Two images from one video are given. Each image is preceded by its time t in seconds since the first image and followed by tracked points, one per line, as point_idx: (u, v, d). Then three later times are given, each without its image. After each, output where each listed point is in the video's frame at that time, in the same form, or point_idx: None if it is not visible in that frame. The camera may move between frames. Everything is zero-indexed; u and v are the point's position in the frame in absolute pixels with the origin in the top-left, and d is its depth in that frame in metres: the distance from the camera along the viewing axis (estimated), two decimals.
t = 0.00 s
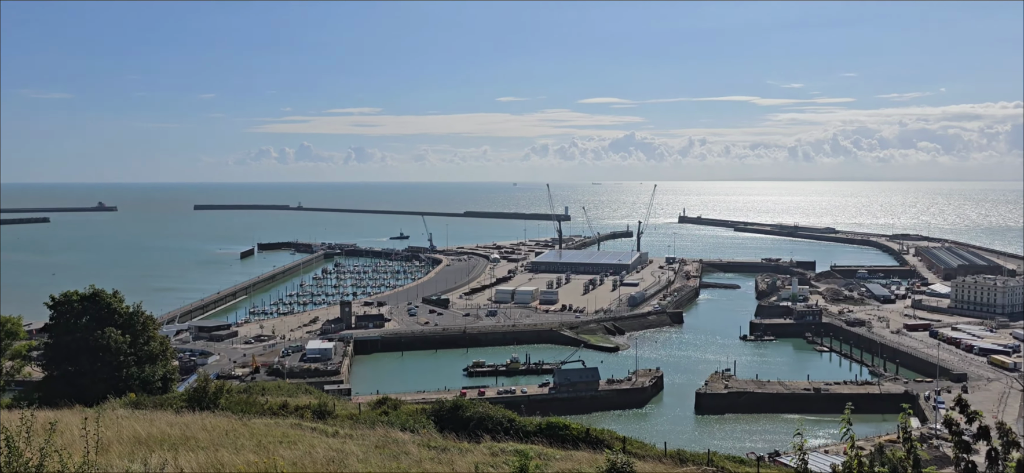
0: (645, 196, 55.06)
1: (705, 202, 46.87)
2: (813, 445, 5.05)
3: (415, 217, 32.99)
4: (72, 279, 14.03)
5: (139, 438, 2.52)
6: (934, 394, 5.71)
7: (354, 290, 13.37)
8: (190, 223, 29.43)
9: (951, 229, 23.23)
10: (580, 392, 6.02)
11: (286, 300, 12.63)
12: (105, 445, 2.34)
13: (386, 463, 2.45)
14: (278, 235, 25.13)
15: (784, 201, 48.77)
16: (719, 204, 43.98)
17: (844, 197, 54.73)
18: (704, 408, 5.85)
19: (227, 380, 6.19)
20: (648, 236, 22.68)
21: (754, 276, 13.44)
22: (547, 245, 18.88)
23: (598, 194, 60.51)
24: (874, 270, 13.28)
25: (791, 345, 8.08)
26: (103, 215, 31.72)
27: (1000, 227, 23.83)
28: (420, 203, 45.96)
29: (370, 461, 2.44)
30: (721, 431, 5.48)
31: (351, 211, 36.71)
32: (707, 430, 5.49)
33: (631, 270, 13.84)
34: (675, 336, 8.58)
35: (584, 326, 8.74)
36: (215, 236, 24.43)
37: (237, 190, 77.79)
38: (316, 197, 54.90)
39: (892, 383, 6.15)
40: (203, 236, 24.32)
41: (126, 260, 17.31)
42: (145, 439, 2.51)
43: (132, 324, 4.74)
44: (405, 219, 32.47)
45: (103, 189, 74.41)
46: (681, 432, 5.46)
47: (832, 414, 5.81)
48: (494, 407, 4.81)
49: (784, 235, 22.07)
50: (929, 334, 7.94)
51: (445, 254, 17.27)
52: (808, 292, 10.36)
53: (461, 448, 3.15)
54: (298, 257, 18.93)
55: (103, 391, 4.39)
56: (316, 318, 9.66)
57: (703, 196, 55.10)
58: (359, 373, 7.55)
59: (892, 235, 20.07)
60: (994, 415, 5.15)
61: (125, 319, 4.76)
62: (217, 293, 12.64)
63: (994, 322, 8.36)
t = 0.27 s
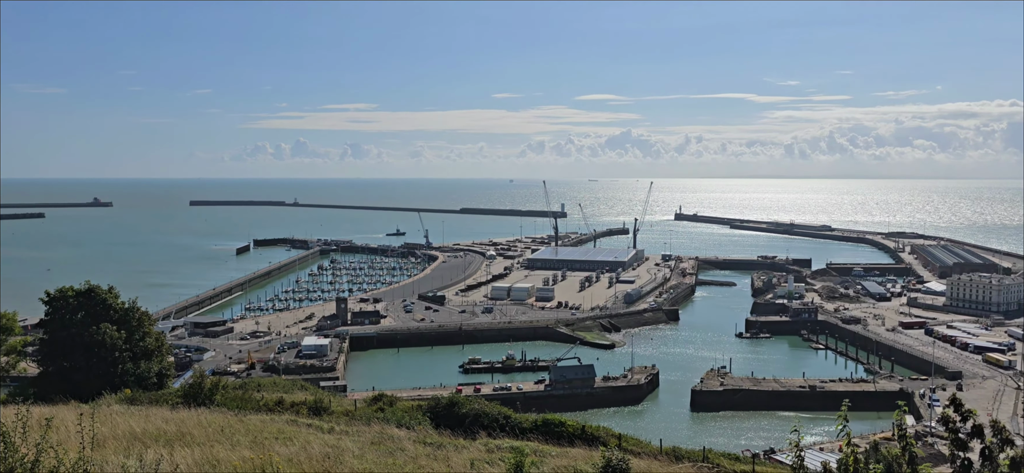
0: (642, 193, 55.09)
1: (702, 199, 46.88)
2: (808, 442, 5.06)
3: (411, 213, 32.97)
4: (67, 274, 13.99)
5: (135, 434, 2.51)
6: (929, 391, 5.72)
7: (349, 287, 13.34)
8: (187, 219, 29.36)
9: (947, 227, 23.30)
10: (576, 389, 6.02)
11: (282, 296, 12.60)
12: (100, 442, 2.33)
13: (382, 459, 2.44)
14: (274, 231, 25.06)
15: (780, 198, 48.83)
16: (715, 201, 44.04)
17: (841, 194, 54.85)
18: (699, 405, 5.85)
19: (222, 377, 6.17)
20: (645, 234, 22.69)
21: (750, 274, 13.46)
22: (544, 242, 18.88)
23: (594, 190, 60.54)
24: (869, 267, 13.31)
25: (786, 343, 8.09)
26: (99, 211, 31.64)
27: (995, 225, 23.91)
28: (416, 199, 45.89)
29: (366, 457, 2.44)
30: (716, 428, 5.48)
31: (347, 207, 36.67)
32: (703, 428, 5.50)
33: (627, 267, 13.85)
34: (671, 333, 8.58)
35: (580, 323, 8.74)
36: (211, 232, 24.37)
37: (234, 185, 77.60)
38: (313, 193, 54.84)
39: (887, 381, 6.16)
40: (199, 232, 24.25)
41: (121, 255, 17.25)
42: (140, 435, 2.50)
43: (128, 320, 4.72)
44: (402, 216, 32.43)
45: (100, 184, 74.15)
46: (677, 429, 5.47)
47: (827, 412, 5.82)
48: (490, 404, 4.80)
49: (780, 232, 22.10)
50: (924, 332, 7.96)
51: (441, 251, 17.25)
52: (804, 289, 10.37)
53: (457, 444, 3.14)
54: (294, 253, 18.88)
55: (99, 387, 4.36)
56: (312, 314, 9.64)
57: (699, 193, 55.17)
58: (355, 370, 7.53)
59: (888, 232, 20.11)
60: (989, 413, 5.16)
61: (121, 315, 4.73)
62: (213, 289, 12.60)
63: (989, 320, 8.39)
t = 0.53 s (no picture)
0: (641, 189, 55.08)
1: (700, 195, 46.86)
2: (806, 438, 5.07)
3: (409, 209, 32.94)
4: (65, 270, 13.96)
5: (133, 429, 2.51)
6: (927, 387, 5.73)
7: (348, 282, 13.34)
8: (184, 214, 29.30)
9: (945, 224, 23.32)
10: (574, 385, 6.03)
11: (280, 292, 12.59)
12: (99, 437, 2.33)
13: (381, 455, 2.44)
14: (272, 226, 25.04)
15: (778, 195, 48.83)
16: (714, 197, 44.03)
17: (839, 191, 54.91)
18: (697, 401, 5.86)
19: (220, 372, 6.17)
20: (643, 230, 22.70)
21: (748, 270, 13.47)
22: (542, 238, 18.88)
23: (593, 186, 60.53)
24: (867, 263, 13.33)
25: (784, 339, 8.10)
26: (97, 206, 31.56)
27: (993, 221, 23.94)
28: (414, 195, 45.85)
29: (364, 453, 2.44)
30: (714, 424, 5.49)
31: (345, 203, 36.63)
32: (701, 423, 5.51)
33: (625, 263, 13.85)
34: (669, 330, 8.59)
35: (578, 319, 8.75)
36: (209, 227, 24.33)
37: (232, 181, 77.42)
38: (312, 189, 54.78)
39: (885, 377, 6.17)
40: (197, 227, 24.22)
41: (119, 251, 17.22)
42: (138, 430, 2.50)
43: (126, 315, 4.72)
44: (400, 211, 32.42)
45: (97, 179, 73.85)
46: (674, 425, 5.48)
47: (825, 408, 5.83)
48: (489, 400, 4.81)
49: (778, 228, 22.12)
50: (922, 328, 7.98)
51: (440, 247, 17.25)
52: (802, 286, 10.39)
53: (455, 440, 3.14)
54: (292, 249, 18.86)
55: (97, 383, 4.36)
56: (310, 310, 9.64)
57: (697, 189, 55.19)
58: (353, 365, 7.53)
59: (886, 229, 20.12)
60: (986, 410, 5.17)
61: (118, 311, 4.73)
62: (211, 285, 12.59)
63: (987, 317, 8.41)
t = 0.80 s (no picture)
0: (643, 184, 54.97)
1: (702, 190, 46.78)
2: (808, 433, 5.08)
3: (411, 204, 32.94)
4: (67, 265, 13.99)
5: (135, 424, 2.52)
6: (929, 382, 5.74)
7: (350, 278, 13.36)
8: (186, 210, 29.32)
9: (948, 219, 23.27)
10: (576, 380, 6.04)
11: (282, 287, 12.61)
12: (101, 432, 2.35)
13: (383, 449, 2.46)
14: (274, 221, 25.05)
15: (781, 190, 48.73)
16: (716, 193, 44.00)
17: (841, 186, 54.83)
18: (699, 396, 5.87)
19: (223, 367, 6.19)
20: (645, 225, 22.68)
21: (750, 265, 13.47)
22: (544, 233, 18.88)
23: (595, 182, 60.42)
24: (870, 259, 13.32)
25: (786, 334, 8.10)
26: (99, 202, 31.57)
27: (996, 217, 23.89)
28: (416, 190, 45.84)
29: (367, 447, 2.45)
30: (716, 419, 5.50)
31: (347, 198, 36.62)
32: (703, 418, 5.52)
33: (627, 258, 13.86)
34: (671, 325, 8.60)
35: (580, 314, 8.76)
36: (211, 223, 24.36)
37: (233, 176, 77.36)
38: (314, 184, 54.79)
39: (887, 372, 6.18)
40: (199, 222, 24.24)
41: (121, 246, 17.25)
42: (142, 425, 2.51)
43: (128, 310, 4.74)
44: (402, 207, 32.41)
45: (99, 175, 73.89)
46: (676, 420, 5.49)
47: (826, 403, 5.84)
48: (491, 395, 4.82)
49: (780, 223, 22.10)
50: (924, 323, 7.98)
51: (442, 242, 17.26)
52: (804, 281, 10.39)
53: (457, 435, 3.15)
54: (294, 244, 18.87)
55: (100, 378, 4.37)
56: (313, 305, 9.66)
57: (700, 185, 55.07)
58: (355, 360, 7.55)
59: (889, 224, 20.09)
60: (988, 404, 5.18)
61: (121, 306, 4.73)
62: (213, 280, 12.61)
63: (989, 312, 8.40)
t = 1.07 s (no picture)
0: (647, 178, 54.89)
1: (707, 185, 46.68)
2: (813, 427, 5.09)
3: (415, 199, 32.96)
4: (73, 260, 14.06)
5: (141, 419, 2.54)
6: (934, 377, 5.73)
7: (355, 272, 13.39)
8: (191, 205, 29.42)
9: (954, 213, 23.18)
10: (580, 375, 6.05)
11: (287, 282, 12.64)
12: (107, 426, 2.37)
13: (388, 444, 2.47)
14: (279, 217, 25.10)
15: (786, 184, 48.60)
16: (720, 187, 43.92)
17: (847, 180, 54.64)
18: (704, 391, 5.88)
19: (228, 362, 6.22)
20: (649, 219, 22.66)
21: (755, 260, 13.45)
22: (549, 228, 18.88)
23: (599, 176, 60.34)
24: (875, 253, 13.29)
25: (791, 329, 8.10)
26: (105, 197, 31.72)
27: (1002, 211, 23.79)
28: (421, 185, 45.89)
29: (372, 442, 2.46)
30: (721, 413, 5.51)
31: (352, 193, 36.67)
32: (707, 413, 5.53)
33: (632, 253, 13.85)
34: (675, 319, 8.60)
35: (584, 308, 8.77)
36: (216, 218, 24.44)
37: (238, 171, 77.47)
38: (319, 179, 54.88)
39: (892, 366, 6.17)
40: (204, 218, 24.31)
41: (127, 241, 17.32)
42: (147, 419, 2.53)
43: (133, 305, 4.77)
44: (406, 202, 32.43)
45: (106, 170, 74.23)
46: (680, 414, 5.51)
47: (831, 398, 5.84)
48: (495, 389, 4.84)
49: (785, 218, 22.05)
50: (929, 317, 7.97)
51: (446, 237, 17.27)
52: (809, 275, 10.37)
53: (462, 429, 3.17)
54: (299, 239, 18.92)
55: (105, 373, 4.40)
56: (317, 300, 9.69)
57: (704, 179, 54.93)
58: (360, 355, 7.58)
59: (894, 218, 20.02)
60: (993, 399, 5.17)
61: (126, 301, 4.76)
62: (218, 275, 12.66)
63: (995, 306, 8.38)
